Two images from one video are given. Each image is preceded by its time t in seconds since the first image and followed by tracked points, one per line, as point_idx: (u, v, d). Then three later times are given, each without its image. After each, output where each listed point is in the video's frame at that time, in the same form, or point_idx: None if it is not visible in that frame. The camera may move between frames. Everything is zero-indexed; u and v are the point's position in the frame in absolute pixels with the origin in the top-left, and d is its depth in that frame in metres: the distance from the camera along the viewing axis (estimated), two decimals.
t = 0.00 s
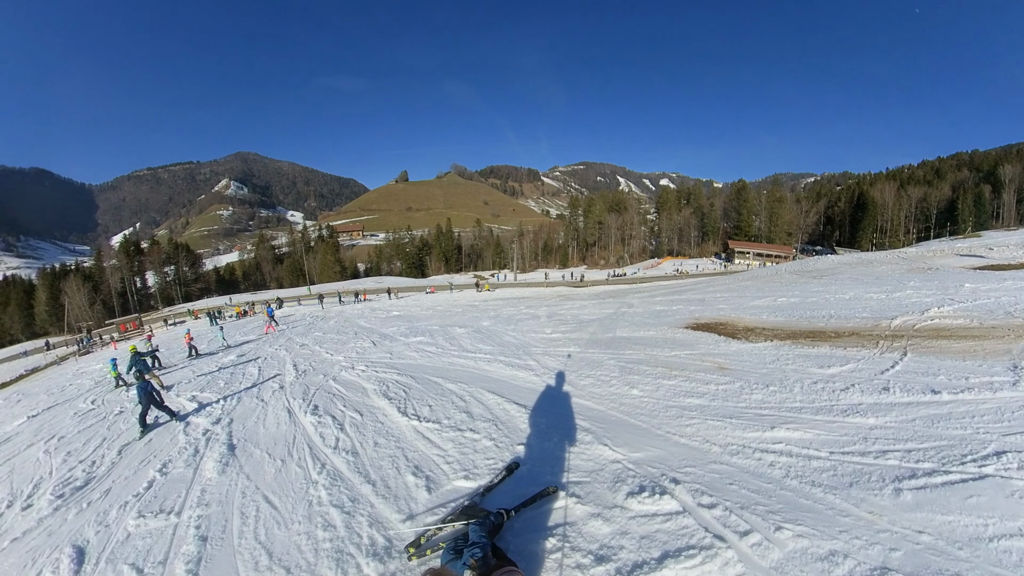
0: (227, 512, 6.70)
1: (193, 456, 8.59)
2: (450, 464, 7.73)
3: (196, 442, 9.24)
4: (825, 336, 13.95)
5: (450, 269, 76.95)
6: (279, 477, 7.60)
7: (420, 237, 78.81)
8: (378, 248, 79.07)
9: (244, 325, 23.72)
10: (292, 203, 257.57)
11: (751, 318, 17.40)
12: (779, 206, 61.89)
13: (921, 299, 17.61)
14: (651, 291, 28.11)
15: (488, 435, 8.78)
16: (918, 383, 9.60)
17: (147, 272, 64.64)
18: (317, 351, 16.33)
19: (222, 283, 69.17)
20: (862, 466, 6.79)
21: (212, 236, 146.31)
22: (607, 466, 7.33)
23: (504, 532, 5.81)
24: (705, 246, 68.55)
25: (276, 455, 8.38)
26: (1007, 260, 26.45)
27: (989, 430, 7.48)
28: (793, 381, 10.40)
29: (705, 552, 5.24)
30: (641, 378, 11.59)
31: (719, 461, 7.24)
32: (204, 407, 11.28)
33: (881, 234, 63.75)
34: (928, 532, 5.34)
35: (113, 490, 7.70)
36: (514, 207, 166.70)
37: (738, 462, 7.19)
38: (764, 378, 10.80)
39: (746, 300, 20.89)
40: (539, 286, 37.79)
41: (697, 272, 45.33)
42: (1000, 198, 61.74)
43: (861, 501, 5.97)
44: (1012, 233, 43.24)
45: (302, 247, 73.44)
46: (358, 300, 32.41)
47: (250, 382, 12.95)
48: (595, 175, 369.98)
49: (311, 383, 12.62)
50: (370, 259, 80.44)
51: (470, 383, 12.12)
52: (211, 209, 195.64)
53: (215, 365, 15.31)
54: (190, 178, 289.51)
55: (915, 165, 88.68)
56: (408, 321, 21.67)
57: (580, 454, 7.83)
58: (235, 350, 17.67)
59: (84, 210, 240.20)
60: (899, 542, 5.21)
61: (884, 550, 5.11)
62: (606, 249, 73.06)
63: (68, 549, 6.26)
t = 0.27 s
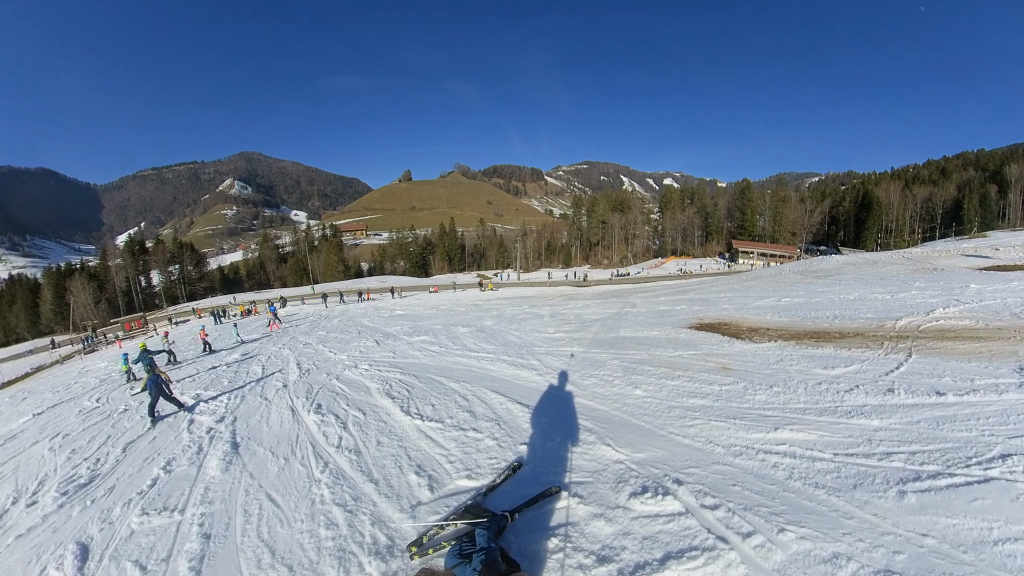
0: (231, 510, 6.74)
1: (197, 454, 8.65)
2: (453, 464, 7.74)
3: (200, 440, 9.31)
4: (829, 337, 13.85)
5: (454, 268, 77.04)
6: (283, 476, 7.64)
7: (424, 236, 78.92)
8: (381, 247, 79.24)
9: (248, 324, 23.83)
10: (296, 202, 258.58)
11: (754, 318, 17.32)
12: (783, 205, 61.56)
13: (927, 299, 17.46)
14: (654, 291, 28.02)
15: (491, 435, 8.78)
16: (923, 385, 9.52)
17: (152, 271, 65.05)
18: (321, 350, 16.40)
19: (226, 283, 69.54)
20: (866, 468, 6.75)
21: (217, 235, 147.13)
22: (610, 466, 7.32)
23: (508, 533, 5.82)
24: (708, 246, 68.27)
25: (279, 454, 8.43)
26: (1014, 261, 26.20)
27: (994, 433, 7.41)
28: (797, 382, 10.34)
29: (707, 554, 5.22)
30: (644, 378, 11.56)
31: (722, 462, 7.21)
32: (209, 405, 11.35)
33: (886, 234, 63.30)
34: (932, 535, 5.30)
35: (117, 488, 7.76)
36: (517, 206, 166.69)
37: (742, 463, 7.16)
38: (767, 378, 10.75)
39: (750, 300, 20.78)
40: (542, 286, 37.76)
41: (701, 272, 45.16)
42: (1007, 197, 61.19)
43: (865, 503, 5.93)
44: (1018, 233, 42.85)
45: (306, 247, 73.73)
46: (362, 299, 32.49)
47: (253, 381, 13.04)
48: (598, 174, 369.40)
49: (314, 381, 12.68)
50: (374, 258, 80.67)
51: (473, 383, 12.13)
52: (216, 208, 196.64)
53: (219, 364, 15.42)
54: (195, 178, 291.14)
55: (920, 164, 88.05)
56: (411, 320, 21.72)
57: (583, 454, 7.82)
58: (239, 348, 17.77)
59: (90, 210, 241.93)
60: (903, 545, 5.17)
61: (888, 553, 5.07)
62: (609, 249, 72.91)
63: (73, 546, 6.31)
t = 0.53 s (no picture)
0: (235, 507, 6.81)
1: (202, 451, 8.73)
2: (456, 462, 7.77)
3: (206, 437, 9.40)
4: (835, 338, 13.74)
5: (458, 267, 77.15)
6: (287, 473, 7.70)
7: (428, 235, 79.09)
8: (386, 246, 79.52)
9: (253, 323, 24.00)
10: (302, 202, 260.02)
11: (760, 318, 17.21)
12: (788, 205, 61.13)
13: (934, 300, 17.28)
14: (659, 291, 27.92)
15: (494, 434, 8.80)
16: (928, 387, 9.42)
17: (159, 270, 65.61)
18: (326, 348, 16.49)
19: (232, 281, 70.05)
20: (870, 470, 6.69)
21: (222, 234, 148.16)
22: (614, 466, 7.32)
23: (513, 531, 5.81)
24: (713, 246, 67.90)
25: (283, 451, 8.50)
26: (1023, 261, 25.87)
27: (1000, 435, 7.33)
28: (802, 383, 10.26)
29: (710, 554, 5.21)
30: (648, 378, 11.54)
31: (726, 463, 7.18)
32: (214, 402, 11.47)
33: (893, 234, 62.73)
34: (937, 538, 5.25)
35: (123, 484, 7.86)
36: (521, 205, 166.67)
37: (746, 464, 7.12)
38: (772, 379, 10.69)
39: (755, 301, 20.65)
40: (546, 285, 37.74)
41: (706, 272, 44.93)
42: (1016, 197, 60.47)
43: (869, 505, 5.89)
44: None
45: (311, 246, 74.11)
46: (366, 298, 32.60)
47: (259, 379, 13.14)
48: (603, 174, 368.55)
49: (318, 379, 12.76)
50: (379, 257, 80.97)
51: (477, 382, 12.16)
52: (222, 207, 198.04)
53: (224, 362, 15.55)
54: (202, 177, 293.37)
55: (928, 163, 87.19)
56: (416, 319, 21.79)
57: (586, 453, 7.82)
58: (245, 346, 17.91)
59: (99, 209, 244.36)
60: (907, 548, 5.12)
61: (892, 555, 5.03)
62: (613, 248, 72.69)
63: (78, 541, 6.40)
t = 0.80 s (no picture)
0: (240, 504, 6.87)
1: (208, 449, 8.82)
2: (461, 461, 7.79)
3: (213, 434, 9.51)
4: (842, 339, 13.60)
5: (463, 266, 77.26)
6: (292, 471, 7.76)
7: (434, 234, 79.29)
8: (392, 246, 79.84)
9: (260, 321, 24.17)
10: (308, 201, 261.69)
11: (766, 319, 17.07)
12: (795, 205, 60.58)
13: (944, 301, 17.05)
14: (664, 291, 27.79)
15: (500, 433, 8.81)
16: (937, 390, 9.30)
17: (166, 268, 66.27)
18: (332, 347, 16.60)
19: (238, 280, 70.63)
20: (876, 473, 6.62)
21: (230, 233, 149.42)
22: (619, 467, 7.30)
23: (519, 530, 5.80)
24: (719, 246, 67.43)
25: (289, 449, 8.56)
26: None
27: (1010, 440, 7.22)
28: (808, 385, 10.17)
29: (715, 556, 5.17)
30: (653, 378, 11.49)
31: (732, 464, 7.14)
32: (221, 399, 11.58)
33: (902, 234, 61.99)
34: (944, 542, 5.18)
35: (130, 480, 7.96)
36: (526, 205, 166.60)
37: (751, 466, 7.08)
38: (778, 381, 10.60)
39: (761, 301, 20.49)
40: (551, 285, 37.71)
41: (712, 272, 44.65)
42: None
43: (875, 509, 5.82)
44: None
45: (317, 245, 74.59)
46: (371, 297, 32.75)
47: (265, 377, 13.24)
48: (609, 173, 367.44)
49: (324, 378, 12.84)
50: (384, 256, 81.31)
51: (483, 381, 12.18)
52: (230, 207, 199.72)
53: (230, 359, 15.68)
54: (210, 177, 296.10)
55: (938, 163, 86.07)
56: (421, 318, 21.86)
57: (591, 454, 7.81)
58: (251, 344, 18.06)
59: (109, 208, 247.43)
60: (912, 552, 5.07)
61: (897, 560, 4.97)
62: (619, 248, 72.41)
63: (86, 536, 6.50)
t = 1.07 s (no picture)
0: (246, 501, 6.95)
1: (214, 446, 8.92)
2: (466, 461, 7.80)
3: (220, 431, 9.61)
4: (851, 341, 13.43)
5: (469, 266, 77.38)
6: (298, 469, 7.83)
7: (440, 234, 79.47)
8: (398, 245, 80.14)
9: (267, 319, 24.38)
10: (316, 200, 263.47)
11: (773, 320, 16.91)
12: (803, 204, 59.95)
13: (954, 303, 16.79)
14: (670, 291, 27.67)
15: (505, 433, 8.81)
16: (946, 393, 9.16)
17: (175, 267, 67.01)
18: (338, 345, 16.72)
19: (246, 279, 71.26)
20: (884, 477, 6.55)
21: (238, 232, 150.85)
22: (624, 468, 7.27)
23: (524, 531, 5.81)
24: (726, 246, 66.93)
25: (295, 447, 8.64)
26: None
27: (1020, 444, 7.10)
28: (815, 387, 10.06)
29: (720, 559, 5.15)
30: (659, 379, 11.44)
31: (738, 467, 7.08)
32: (228, 397, 11.70)
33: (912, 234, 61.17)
34: (951, 548, 5.11)
35: (138, 476, 8.07)
36: (532, 204, 166.48)
37: (758, 468, 7.02)
38: (785, 383, 10.49)
39: (769, 302, 20.29)
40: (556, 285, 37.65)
41: (718, 272, 44.35)
42: None
43: (882, 513, 5.75)
44: None
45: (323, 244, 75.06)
46: (377, 296, 32.90)
47: (272, 374, 13.35)
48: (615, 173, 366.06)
49: (330, 376, 12.94)
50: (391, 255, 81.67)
51: (489, 380, 12.20)
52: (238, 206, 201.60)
53: (237, 357, 15.83)
54: (220, 176, 299.18)
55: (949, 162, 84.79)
56: (426, 317, 21.93)
57: (596, 455, 7.78)
58: (258, 342, 18.22)
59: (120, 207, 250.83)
60: (920, 557, 5.00)
61: (904, 565, 4.91)
62: (625, 248, 72.10)
63: (94, 531, 6.61)
